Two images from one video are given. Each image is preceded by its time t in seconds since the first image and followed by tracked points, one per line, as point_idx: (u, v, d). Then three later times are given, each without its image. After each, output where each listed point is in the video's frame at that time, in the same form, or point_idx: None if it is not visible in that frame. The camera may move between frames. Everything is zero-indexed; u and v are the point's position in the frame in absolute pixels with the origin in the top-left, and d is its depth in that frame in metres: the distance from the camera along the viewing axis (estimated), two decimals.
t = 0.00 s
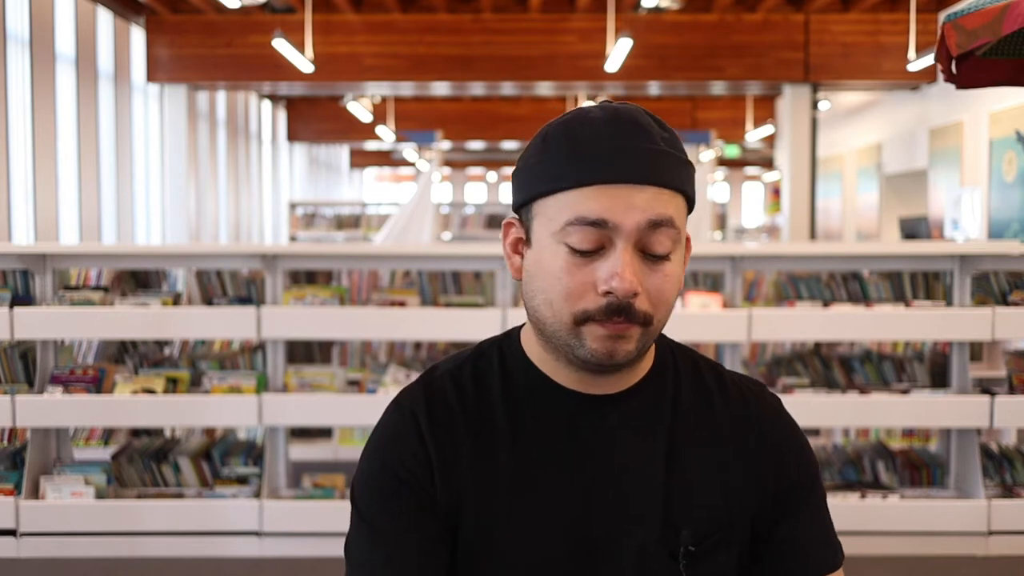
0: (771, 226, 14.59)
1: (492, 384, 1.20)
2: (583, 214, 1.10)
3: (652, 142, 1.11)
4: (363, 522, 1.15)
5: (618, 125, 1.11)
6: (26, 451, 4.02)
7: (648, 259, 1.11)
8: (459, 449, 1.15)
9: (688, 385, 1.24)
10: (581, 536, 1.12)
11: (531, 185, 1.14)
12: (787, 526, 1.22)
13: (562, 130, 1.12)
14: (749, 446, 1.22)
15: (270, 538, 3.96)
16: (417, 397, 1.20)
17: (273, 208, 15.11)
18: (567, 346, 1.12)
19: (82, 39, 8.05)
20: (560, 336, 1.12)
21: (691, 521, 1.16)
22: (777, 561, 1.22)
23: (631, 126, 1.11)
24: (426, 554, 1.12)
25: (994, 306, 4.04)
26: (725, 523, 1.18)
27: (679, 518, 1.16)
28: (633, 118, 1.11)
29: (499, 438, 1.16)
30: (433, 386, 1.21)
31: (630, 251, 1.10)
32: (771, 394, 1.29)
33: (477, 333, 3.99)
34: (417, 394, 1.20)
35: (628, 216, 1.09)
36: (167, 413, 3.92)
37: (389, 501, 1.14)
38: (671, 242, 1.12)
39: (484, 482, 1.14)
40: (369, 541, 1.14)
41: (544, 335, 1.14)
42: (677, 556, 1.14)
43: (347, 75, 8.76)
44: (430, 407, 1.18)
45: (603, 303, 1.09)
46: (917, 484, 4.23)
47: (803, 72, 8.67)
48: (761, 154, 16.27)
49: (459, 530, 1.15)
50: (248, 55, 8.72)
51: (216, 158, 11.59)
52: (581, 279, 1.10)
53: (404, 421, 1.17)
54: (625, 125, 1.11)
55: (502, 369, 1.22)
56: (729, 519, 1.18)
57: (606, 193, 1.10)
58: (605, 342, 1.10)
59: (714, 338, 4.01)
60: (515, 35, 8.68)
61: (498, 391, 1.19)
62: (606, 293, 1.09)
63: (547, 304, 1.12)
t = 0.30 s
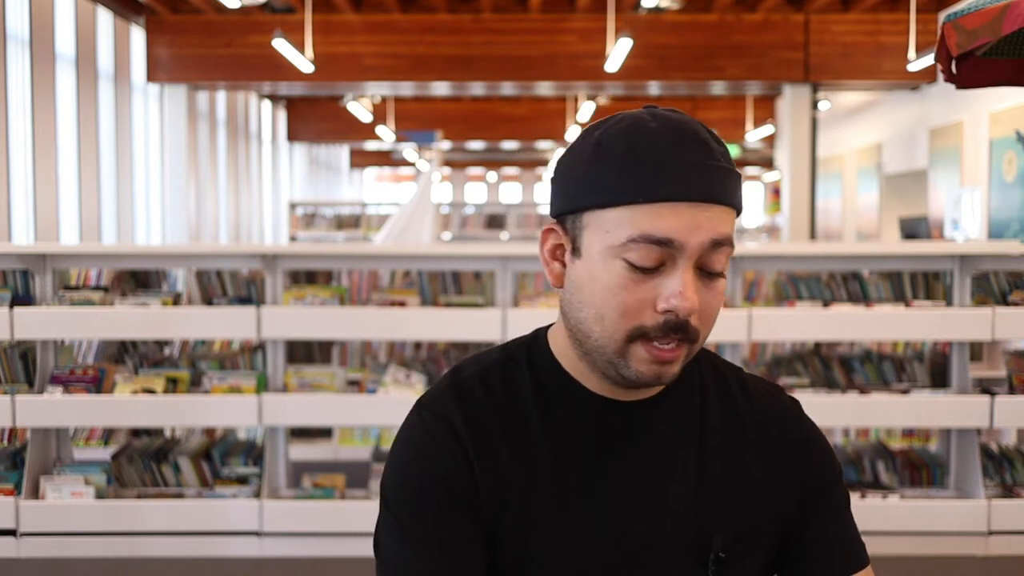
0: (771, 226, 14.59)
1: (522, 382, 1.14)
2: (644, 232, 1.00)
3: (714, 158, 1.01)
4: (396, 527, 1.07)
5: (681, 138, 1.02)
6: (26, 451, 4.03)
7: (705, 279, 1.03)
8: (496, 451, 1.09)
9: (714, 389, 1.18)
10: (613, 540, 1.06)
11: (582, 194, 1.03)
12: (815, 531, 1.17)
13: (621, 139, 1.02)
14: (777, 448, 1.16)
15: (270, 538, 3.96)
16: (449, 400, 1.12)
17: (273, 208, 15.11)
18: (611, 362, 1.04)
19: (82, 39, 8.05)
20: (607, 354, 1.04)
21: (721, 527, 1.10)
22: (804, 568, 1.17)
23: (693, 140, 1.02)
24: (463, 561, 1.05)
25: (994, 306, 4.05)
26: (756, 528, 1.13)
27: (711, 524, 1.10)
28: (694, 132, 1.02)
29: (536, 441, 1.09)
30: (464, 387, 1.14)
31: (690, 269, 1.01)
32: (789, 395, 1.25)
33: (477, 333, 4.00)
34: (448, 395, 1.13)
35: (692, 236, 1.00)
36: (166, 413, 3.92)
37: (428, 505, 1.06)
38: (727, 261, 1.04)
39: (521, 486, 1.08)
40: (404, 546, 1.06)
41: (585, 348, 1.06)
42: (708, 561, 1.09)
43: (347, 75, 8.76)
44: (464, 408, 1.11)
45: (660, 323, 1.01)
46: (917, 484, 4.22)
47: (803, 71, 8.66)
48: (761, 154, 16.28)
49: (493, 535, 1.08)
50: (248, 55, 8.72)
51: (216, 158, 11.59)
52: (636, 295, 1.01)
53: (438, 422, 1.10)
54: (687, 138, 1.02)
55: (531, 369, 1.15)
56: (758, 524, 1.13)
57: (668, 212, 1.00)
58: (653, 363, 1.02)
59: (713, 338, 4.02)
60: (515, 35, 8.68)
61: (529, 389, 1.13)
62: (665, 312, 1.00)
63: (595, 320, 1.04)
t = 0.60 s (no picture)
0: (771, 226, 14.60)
1: (565, 390, 1.07)
2: (759, 308, 0.88)
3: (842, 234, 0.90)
4: (398, 514, 1.01)
5: (811, 213, 0.89)
6: (26, 451, 4.03)
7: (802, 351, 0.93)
8: (524, 461, 1.03)
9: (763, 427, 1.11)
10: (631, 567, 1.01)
11: (693, 247, 0.90)
12: None
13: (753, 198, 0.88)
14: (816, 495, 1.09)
15: (270, 538, 3.97)
16: (487, 397, 1.06)
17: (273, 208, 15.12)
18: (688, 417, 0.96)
19: (82, 39, 8.05)
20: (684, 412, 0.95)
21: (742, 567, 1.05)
22: None
23: (828, 214, 0.90)
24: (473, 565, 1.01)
25: (994, 306, 4.05)
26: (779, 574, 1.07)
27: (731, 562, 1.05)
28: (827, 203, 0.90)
29: (567, 459, 1.03)
30: (505, 384, 1.07)
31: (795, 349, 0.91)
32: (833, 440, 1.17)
33: (477, 333, 4.00)
34: (487, 392, 1.06)
35: (807, 318, 0.89)
36: (166, 413, 3.92)
37: (439, 503, 1.00)
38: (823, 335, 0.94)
39: (548, 502, 1.02)
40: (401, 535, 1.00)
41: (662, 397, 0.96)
42: None
43: (347, 75, 8.76)
44: (501, 409, 1.05)
45: (750, 396, 0.92)
46: (917, 484, 4.22)
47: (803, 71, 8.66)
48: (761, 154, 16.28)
49: (498, 544, 1.03)
50: (248, 55, 8.73)
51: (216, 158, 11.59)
52: (734, 367, 0.91)
53: (469, 420, 1.04)
54: (824, 212, 0.89)
55: (577, 379, 1.08)
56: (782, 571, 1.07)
57: (793, 294, 0.88)
58: (727, 426, 0.95)
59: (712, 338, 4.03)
60: (515, 35, 8.68)
61: (570, 400, 1.06)
62: (759, 387, 0.91)
63: (681, 380, 0.93)
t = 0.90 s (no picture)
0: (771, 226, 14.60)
1: (626, 409, 0.96)
2: (821, 286, 0.82)
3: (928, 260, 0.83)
4: (408, 484, 0.94)
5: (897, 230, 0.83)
6: (26, 451, 4.03)
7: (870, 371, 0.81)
8: (555, 482, 0.94)
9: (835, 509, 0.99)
10: None
11: (771, 235, 0.86)
12: None
13: (839, 202, 0.85)
14: None
15: (270, 538, 3.97)
16: (542, 394, 0.96)
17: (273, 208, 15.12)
18: (734, 421, 0.85)
19: (82, 39, 8.05)
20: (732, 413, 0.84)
21: None
22: None
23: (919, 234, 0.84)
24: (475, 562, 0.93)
25: (994, 306, 4.04)
26: None
27: None
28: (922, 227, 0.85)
29: (601, 488, 0.94)
30: (565, 387, 0.97)
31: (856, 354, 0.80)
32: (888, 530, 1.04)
33: (477, 333, 4.00)
34: (542, 389, 0.97)
35: (875, 317, 0.80)
36: (166, 413, 3.92)
37: (451, 493, 0.91)
38: (898, 367, 0.82)
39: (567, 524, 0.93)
40: (403, 514, 0.92)
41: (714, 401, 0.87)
42: None
43: (347, 75, 8.76)
44: (553, 414, 0.95)
45: (802, 392, 0.80)
46: (917, 484, 4.22)
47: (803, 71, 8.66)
48: (761, 155, 16.28)
49: (502, 552, 0.95)
50: (248, 55, 8.73)
51: (216, 158, 11.59)
52: (788, 356, 0.81)
53: (514, 415, 0.95)
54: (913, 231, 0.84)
55: (646, 399, 0.96)
56: None
57: (862, 281, 0.81)
58: (775, 436, 0.82)
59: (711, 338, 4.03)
60: (515, 35, 8.68)
61: (627, 424, 0.95)
62: (812, 383, 0.79)
63: (735, 374, 0.84)
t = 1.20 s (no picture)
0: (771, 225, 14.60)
1: (642, 418, 0.98)
2: (810, 267, 0.89)
3: (917, 242, 0.90)
4: (424, 483, 0.96)
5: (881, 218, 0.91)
6: (26, 451, 4.03)
7: (866, 347, 0.85)
8: (570, 486, 0.95)
9: (850, 527, 0.99)
10: None
11: (765, 242, 0.94)
12: None
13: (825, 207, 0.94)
14: None
15: (270, 538, 3.97)
16: (561, 400, 0.98)
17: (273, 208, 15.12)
18: (737, 410, 0.87)
19: (82, 39, 8.05)
20: (736, 399, 0.87)
21: None
22: None
23: (903, 225, 0.92)
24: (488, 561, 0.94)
25: (994, 306, 4.04)
26: None
27: None
28: (905, 220, 0.92)
29: (614, 492, 0.95)
30: (584, 395, 0.99)
31: (850, 328, 0.85)
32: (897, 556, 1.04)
33: (477, 333, 4.00)
34: (561, 395, 0.99)
35: (864, 289, 0.86)
36: (165, 413, 3.92)
37: (466, 493, 0.93)
38: (896, 343, 0.86)
39: (581, 524, 0.94)
40: (420, 511, 0.93)
41: (718, 399, 0.90)
42: None
43: (347, 75, 8.76)
44: (571, 417, 0.97)
45: (799, 364, 0.83)
46: (917, 484, 4.21)
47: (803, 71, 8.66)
48: (761, 155, 16.28)
49: (514, 556, 0.96)
50: (248, 55, 8.73)
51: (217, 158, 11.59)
52: (784, 335, 0.85)
53: (532, 418, 0.96)
54: (897, 221, 0.92)
55: (662, 409, 0.98)
56: None
57: (848, 257, 0.88)
58: (781, 414, 0.83)
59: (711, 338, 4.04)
60: (515, 35, 8.68)
61: (644, 433, 0.97)
62: (808, 356, 0.83)
63: (735, 361, 0.87)
